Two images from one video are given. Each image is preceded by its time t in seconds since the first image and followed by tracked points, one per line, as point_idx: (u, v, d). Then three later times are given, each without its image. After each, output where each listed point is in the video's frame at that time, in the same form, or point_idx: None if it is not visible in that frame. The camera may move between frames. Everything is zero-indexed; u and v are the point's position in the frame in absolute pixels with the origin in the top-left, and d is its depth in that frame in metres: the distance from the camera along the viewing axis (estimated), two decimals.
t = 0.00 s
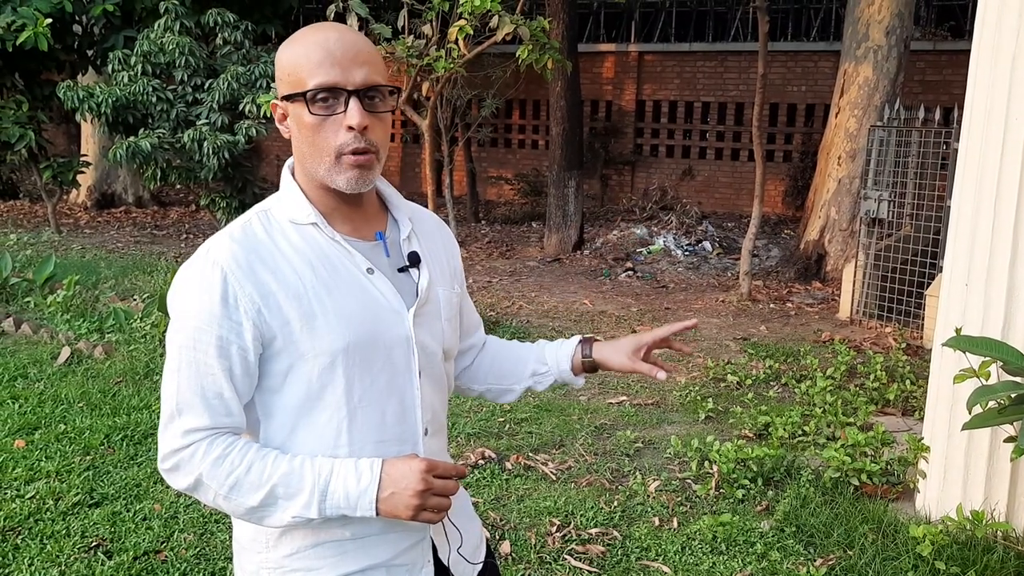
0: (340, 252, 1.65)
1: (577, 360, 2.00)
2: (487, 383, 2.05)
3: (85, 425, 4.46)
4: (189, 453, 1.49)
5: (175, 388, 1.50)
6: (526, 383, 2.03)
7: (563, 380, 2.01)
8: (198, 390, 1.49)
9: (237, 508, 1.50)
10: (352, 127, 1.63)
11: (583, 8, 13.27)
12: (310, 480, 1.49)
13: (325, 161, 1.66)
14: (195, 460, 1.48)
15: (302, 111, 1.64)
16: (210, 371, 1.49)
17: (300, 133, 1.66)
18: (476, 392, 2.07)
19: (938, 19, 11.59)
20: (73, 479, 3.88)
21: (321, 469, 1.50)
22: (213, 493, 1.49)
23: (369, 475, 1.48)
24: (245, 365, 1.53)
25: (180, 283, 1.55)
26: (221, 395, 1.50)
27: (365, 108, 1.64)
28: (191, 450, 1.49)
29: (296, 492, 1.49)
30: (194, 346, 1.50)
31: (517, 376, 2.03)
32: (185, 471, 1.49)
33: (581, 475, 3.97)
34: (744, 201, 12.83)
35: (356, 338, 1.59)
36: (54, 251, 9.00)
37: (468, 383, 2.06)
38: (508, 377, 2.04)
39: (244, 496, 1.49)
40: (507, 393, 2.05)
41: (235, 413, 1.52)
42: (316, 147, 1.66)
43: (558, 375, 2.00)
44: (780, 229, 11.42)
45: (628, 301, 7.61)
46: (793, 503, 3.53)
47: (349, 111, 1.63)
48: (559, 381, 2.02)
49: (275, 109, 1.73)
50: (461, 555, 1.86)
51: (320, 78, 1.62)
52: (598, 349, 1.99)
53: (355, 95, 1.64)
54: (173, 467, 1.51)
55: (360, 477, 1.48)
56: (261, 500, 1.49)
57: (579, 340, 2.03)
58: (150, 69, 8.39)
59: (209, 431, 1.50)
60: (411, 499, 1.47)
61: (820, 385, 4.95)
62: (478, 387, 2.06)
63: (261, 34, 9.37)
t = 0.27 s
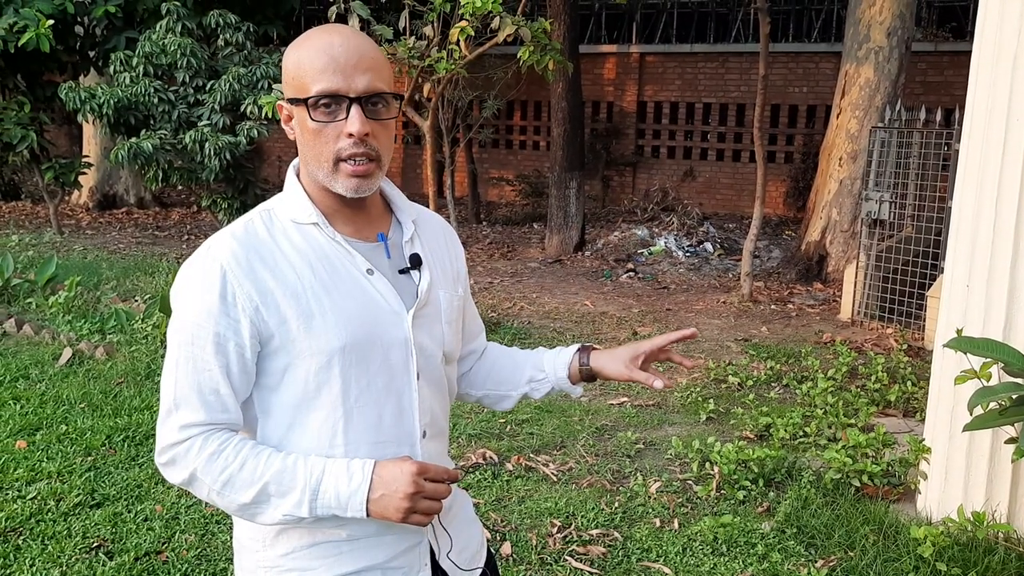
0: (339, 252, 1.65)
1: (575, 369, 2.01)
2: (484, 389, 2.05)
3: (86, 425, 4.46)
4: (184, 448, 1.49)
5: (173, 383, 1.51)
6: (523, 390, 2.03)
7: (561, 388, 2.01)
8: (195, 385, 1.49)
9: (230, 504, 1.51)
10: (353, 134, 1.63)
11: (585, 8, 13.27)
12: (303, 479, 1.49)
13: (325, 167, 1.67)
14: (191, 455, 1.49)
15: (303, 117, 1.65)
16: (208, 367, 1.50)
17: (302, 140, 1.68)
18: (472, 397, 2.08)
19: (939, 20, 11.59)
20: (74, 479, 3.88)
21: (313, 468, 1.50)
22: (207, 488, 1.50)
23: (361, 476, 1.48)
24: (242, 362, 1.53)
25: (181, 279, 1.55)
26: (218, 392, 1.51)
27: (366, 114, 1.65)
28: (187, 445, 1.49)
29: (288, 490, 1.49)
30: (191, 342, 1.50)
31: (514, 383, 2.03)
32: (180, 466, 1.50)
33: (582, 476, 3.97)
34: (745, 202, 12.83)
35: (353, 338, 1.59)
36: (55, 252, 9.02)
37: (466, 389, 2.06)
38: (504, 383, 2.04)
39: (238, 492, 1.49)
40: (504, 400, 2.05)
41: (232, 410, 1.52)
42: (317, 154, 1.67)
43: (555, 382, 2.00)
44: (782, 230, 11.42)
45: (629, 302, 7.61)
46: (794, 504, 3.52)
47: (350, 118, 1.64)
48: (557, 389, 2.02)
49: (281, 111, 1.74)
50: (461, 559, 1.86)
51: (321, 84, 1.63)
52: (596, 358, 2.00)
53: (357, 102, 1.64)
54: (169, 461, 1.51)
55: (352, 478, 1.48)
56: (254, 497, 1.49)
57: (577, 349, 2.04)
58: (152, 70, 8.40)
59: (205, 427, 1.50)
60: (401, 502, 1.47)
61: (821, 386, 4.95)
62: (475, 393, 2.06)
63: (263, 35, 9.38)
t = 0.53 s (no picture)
0: (339, 253, 1.65)
1: (576, 379, 2.00)
2: (485, 392, 2.05)
3: (87, 426, 4.46)
4: (185, 450, 1.49)
5: (174, 385, 1.51)
6: (523, 396, 2.03)
7: (561, 397, 2.01)
8: (195, 387, 1.50)
9: (231, 505, 1.51)
10: (360, 133, 1.64)
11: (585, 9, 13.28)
12: (303, 480, 1.49)
13: (333, 167, 1.67)
14: (192, 456, 1.49)
15: (311, 118, 1.65)
16: (208, 368, 1.50)
17: (309, 140, 1.66)
18: (473, 400, 2.08)
19: (939, 21, 11.59)
20: (75, 480, 3.88)
21: (314, 469, 1.50)
22: (208, 489, 1.50)
23: (361, 478, 1.48)
24: (243, 364, 1.54)
25: (181, 280, 1.55)
26: (218, 394, 1.51)
27: (373, 113, 1.65)
28: (188, 446, 1.49)
29: (289, 490, 1.50)
30: (192, 343, 1.50)
31: (515, 389, 2.03)
32: (181, 467, 1.50)
33: (583, 477, 3.97)
34: (746, 202, 12.83)
35: (353, 340, 1.59)
36: (56, 253, 9.03)
37: (466, 392, 2.07)
38: (505, 388, 2.04)
39: (239, 493, 1.50)
40: (505, 404, 2.05)
41: (234, 411, 1.53)
42: (325, 154, 1.67)
43: (556, 392, 2.00)
44: (782, 230, 11.42)
45: (630, 302, 7.61)
46: (795, 505, 3.52)
47: (358, 117, 1.64)
48: (557, 398, 2.02)
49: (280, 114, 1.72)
50: (461, 561, 1.86)
51: (329, 84, 1.62)
52: (597, 367, 1.99)
53: (363, 101, 1.65)
54: (170, 462, 1.51)
55: (352, 480, 1.48)
56: (255, 498, 1.50)
57: (580, 358, 2.03)
58: (153, 71, 8.40)
59: (207, 428, 1.50)
60: (401, 502, 1.47)
61: (822, 386, 4.95)
62: (476, 396, 2.06)
63: (263, 36, 9.38)
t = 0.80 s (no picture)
0: (339, 253, 1.65)
1: (578, 354, 2.00)
2: (493, 383, 2.05)
3: (88, 427, 4.47)
4: (188, 453, 1.49)
5: (175, 388, 1.51)
6: (530, 379, 2.02)
7: (567, 375, 2.01)
8: (197, 389, 1.50)
9: (236, 506, 1.51)
10: (407, 132, 1.66)
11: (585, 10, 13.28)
12: (307, 480, 1.50)
13: (380, 169, 1.66)
14: (195, 459, 1.49)
15: (356, 122, 1.61)
16: (210, 370, 1.50)
17: (352, 145, 1.63)
18: (482, 391, 2.08)
19: (939, 21, 11.59)
20: (76, 481, 3.89)
21: (317, 470, 1.50)
22: (212, 492, 1.50)
23: (365, 476, 1.49)
24: (244, 365, 1.54)
25: (181, 284, 1.56)
26: (220, 396, 1.51)
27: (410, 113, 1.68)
28: (190, 449, 1.49)
29: (293, 491, 1.50)
30: (193, 346, 1.50)
31: (520, 374, 2.03)
32: (185, 470, 1.50)
33: (583, 477, 3.97)
34: (746, 203, 12.83)
35: (354, 339, 1.59)
36: (56, 253, 9.03)
37: (473, 384, 2.07)
38: (511, 375, 2.04)
39: (243, 495, 1.50)
40: (513, 391, 2.04)
41: (235, 413, 1.53)
42: (369, 157, 1.65)
43: (560, 369, 2.00)
44: (783, 231, 11.42)
45: (631, 303, 7.61)
46: (795, 505, 3.52)
47: (402, 117, 1.66)
48: (563, 376, 2.01)
49: (295, 122, 1.63)
50: (465, 558, 1.86)
51: (373, 87, 1.62)
52: (596, 340, 2.00)
53: (401, 102, 1.66)
54: (173, 466, 1.51)
55: (356, 479, 1.49)
56: (259, 499, 1.50)
57: (578, 335, 2.04)
58: (153, 72, 8.41)
59: (210, 431, 1.51)
60: (406, 500, 1.47)
61: (822, 387, 4.96)
62: (485, 387, 2.06)
63: (263, 37, 9.38)
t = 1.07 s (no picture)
0: (343, 254, 1.66)
1: (555, 319, 1.99)
2: (488, 369, 2.05)
3: (89, 427, 4.47)
4: (197, 455, 1.50)
5: (182, 390, 1.51)
6: (520, 356, 2.03)
7: (554, 344, 2.00)
8: (204, 391, 1.50)
9: (246, 507, 1.52)
10: (418, 145, 1.68)
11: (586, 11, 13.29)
12: (316, 479, 1.50)
13: (391, 180, 1.68)
14: (203, 461, 1.50)
15: (374, 133, 1.62)
16: (217, 373, 1.50)
17: (367, 154, 1.63)
18: (480, 379, 2.08)
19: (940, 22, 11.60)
20: (78, 481, 3.89)
21: (326, 468, 1.51)
22: (221, 493, 1.50)
23: (373, 474, 1.49)
24: (251, 367, 1.54)
25: (185, 288, 1.56)
26: (227, 398, 1.51)
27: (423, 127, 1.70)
28: (199, 451, 1.50)
29: (303, 490, 1.50)
30: (199, 349, 1.51)
31: (510, 353, 2.04)
32: (193, 472, 1.51)
33: (584, 478, 3.97)
34: (747, 203, 12.84)
35: (360, 339, 1.59)
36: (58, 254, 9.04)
37: (469, 374, 2.08)
38: (502, 357, 2.04)
39: (252, 496, 1.50)
40: (507, 373, 2.04)
41: (242, 414, 1.53)
42: (382, 166, 1.66)
43: (544, 340, 1.99)
44: (784, 231, 11.42)
45: (632, 303, 7.61)
46: (796, 505, 3.53)
47: (415, 130, 1.67)
48: (549, 346, 2.01)
49: (311, 127, 1.62)
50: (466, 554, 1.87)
51: (393, 100, 1.62)
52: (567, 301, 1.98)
53: (415, 114, 1.68)
54: (181, 468, 1.52)
55: (364, 476, 1.49)
56: (269, 499, 1.50)
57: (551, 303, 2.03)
58: (154, 73, 8.42)
59: (218, 432, 1.51)
60: (416, 496, 1.48)
61: (824, 388, 4.96)
62: (481, 375, 2.07)
63: (265, 38, 9.39)
